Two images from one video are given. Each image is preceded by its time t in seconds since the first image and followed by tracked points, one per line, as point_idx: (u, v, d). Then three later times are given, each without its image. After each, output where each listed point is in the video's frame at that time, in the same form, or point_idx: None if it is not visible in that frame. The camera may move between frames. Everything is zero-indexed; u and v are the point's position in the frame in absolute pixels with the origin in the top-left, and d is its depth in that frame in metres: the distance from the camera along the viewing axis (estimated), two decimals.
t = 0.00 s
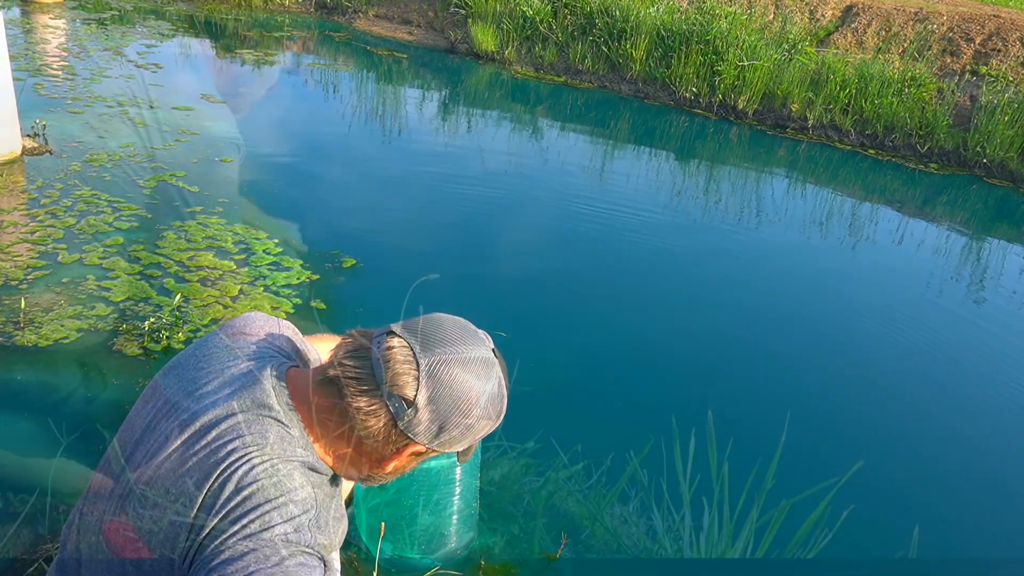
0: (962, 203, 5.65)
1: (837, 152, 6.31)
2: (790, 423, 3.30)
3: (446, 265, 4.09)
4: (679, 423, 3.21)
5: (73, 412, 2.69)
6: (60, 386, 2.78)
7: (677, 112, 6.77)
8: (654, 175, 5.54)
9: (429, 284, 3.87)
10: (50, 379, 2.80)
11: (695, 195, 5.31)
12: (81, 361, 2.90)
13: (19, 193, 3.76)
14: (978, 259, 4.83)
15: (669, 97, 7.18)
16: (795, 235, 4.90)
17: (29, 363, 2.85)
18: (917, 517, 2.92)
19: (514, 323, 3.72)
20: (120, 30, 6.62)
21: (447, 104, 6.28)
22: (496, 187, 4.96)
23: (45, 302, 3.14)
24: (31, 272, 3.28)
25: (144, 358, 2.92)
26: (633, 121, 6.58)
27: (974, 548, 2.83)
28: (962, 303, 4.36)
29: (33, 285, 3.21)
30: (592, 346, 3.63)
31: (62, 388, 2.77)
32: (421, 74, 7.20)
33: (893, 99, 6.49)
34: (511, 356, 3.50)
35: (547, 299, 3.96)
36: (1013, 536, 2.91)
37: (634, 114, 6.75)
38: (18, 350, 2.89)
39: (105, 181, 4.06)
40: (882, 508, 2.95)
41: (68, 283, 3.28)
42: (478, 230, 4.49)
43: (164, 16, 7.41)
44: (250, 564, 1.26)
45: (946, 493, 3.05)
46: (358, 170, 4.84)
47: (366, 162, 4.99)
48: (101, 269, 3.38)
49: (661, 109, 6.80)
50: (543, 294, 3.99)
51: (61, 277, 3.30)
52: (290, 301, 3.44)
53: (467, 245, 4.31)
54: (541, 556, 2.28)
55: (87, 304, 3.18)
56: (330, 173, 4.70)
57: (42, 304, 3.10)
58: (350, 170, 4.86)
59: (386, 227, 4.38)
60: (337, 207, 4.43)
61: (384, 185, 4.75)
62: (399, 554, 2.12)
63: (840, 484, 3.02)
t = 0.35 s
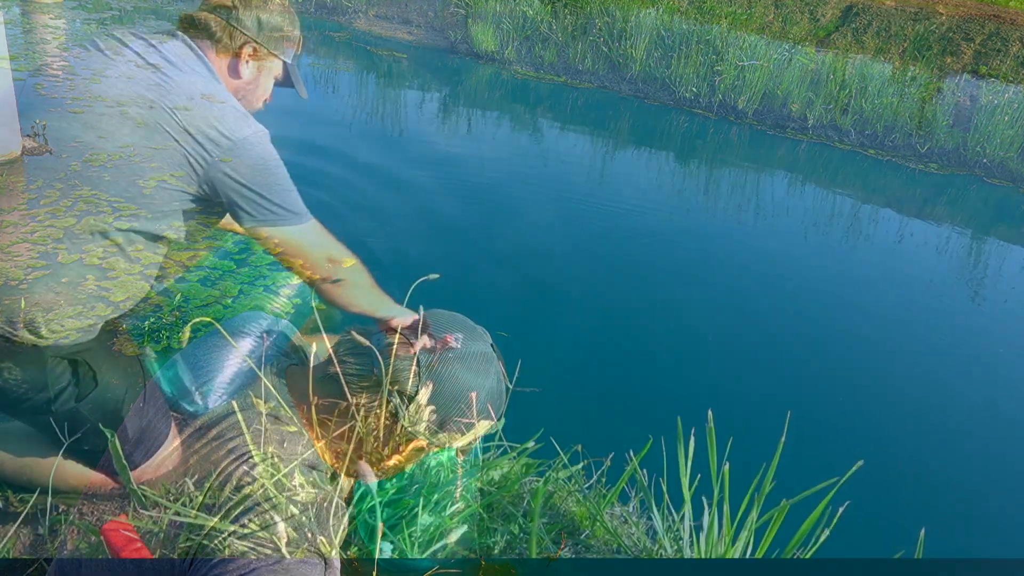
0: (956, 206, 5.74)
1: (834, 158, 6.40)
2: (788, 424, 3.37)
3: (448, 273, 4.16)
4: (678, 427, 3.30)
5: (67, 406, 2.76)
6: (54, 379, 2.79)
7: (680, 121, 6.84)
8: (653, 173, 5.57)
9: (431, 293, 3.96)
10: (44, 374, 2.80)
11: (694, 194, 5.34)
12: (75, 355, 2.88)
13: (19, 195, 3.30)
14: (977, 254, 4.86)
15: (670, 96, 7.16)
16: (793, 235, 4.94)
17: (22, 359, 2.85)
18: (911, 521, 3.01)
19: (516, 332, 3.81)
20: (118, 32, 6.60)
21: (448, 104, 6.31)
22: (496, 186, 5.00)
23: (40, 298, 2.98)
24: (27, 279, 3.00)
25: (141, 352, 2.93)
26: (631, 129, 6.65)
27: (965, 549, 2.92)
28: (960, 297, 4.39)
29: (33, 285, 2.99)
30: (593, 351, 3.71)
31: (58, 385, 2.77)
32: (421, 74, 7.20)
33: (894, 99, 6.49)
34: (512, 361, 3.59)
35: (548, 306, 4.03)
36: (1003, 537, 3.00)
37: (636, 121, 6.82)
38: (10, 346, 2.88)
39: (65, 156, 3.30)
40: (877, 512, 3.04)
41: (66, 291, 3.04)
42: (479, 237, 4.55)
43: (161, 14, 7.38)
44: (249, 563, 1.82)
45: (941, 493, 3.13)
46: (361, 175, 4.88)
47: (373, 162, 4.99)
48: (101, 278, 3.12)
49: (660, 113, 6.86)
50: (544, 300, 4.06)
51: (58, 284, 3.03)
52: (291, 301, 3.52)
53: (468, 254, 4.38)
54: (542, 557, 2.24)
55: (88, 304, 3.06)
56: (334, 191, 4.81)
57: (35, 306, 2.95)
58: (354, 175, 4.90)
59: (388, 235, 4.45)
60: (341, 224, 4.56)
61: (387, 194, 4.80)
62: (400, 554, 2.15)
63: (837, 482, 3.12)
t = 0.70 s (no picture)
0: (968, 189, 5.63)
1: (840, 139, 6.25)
2: (789, 423, 3.38)
3: (451, 280, 4.22)
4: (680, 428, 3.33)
5: (69, 402, 2.60)
6: (57, 371, 2.56)
7: (678, 98, 6.68)
8: (654, 169, 5.56)
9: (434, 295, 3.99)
10: (47, 367, 2.54)
11: (695, 191, 5.33)
12: (80, 348, 2.61)
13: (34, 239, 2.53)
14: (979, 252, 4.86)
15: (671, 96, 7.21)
16: (795, 232, 4.93)
17: (26, 352, 2.50)
18: (914, 518, 3.02)
19: (520, 333, 3.83)
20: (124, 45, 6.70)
21: (446, 99, 6.27)
22: (497, 194, 5.05)
23: (26, 286, 2.39)
24: (29, 281, 2.39)
25: (140, 351, 3.06)
26: (633, 104, 6.49)
27: (969, 547, 2.94)
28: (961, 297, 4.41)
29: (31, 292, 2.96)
30: (595, 352, 3.73)
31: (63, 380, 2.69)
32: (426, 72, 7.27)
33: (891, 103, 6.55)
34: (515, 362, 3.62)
35: (551, 307, 4.05)
36: (1008, 533, 3.00)
37: (636, 97, 6.65)
38: (17, 338, 2.49)
39: None
40: (879, 510, 3.05)
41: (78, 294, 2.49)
42: (481, 240, 4.58)
43: (164, 17, 7.43)
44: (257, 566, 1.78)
45: (943, 492, 3.15)
46: (362, 193, 5.01)
47: (374, 182, 5.13)
48: (122, 288, 2.62)
49: (661, 95, 6.72)
50: (547, 301, 4.09)
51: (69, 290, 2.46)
52: (291, 305, 3.47)
53: (470, 258, 4.42)
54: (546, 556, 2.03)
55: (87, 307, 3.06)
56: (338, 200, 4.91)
57: (33, 291, 2.40)
58: (355, 192, 5.03)
59: (391, 244, 4.53)
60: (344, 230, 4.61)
61: (390, 205, 4.90)
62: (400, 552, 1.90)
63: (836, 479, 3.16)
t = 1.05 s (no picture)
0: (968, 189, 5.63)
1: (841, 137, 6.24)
2: (789, 423, 3.39)
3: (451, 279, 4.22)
4: (680, 427, 3.33)
5: (70, 402, 2.59)
6: (57, 372, 2.54)
7: (678, 98, 6.68)
8: (654, 168, 5.56)
9: (433, 295, 4.00)
10: (47, 367, 2.51)
11: (695, 189, 5.33)
12: (80, 348, 2.58)
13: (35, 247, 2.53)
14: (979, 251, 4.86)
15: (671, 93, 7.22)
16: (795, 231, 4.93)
17: (26, 351, 2.47)
18: (913, 517, 3.02)
19: (519, 332, 3.84)
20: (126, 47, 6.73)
21: (446, 96, 6.26)
22: (496, 194, 5.06)
23: (23, 284, 2.37)
24: (24, 280, 2.37)
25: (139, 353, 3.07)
26: (632, 104, 6.50)
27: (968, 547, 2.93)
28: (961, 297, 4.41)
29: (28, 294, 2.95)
30: (595, 352, 3.74)
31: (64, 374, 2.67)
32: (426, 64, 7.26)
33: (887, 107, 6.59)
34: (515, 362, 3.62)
35: (550, 306, 4.05)
36: (1008, 532, 3.00)
37: (636, 96, 6.65)
38: (17, 338, 2.45)
39: None
40: (879, 509, 3.05)
41: (73, 290, 2.46)
42: (481, 240, 4.59)
43: (168, 15, 7.46)
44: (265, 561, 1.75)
45: (942, 491, 3.15)
46: (362, 192, 5.01)
47: (374, 181, 5.13)
48: (118, 284, 2.59)
49: (662, 95, 6.72)
50: (546, 300, 4.09)
51: (64, 287, 2.43)
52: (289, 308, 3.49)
53: (470, 257, 4.42)
54: (544, 555, 2.04)
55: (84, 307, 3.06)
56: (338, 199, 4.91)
57: (29, 288, 2.38)
58: (355, 191, 5.04)
59: (392, 243, 4.54)
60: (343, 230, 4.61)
61: (390, 203, 4.91)
62: (400, 549, 1.92)
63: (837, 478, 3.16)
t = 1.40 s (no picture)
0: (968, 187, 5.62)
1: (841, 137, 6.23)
2: (789, 423, 3.39)
3: (451, 279, 4.22)
4: (680, 428, 3.34)
5: (67, 408, 2.60)
6: (52, 379, 2.54)
7: (679, 98, 6.67)
8: (655, 168, 5.55)
9: (433, 296, 4.01)
10: (42, 375, 2.51)
11: (696, 189, 5.32)
12: (75, 356, 2.58)
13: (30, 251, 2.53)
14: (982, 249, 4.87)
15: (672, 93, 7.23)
16: (794, 232, 4.93)
17: (20, 359, 2.47)
18: (913, 516, 3.03)
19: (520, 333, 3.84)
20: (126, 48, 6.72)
21: (447, 96, 6.26)
22: (497, 195, 5.06)
23: (12, 292, 2.36)
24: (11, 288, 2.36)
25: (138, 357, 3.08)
26: (633, 104, 6.49)
27: (969, 547, 2.94)
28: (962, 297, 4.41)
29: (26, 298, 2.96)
30: (595, 352, 3.74)
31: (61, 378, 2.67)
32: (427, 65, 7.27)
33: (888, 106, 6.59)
34: (515, 362, 3.62)
35: (550, 306, 4.05)
36: (1008, 533, 3.00)
37: (636, 95, 6.65)
38: (12, 345, 2.45)
39: None
40: (878, 508, 3.05)
41: (63, 298, 2.45)
42: (481, 240, 4.58)
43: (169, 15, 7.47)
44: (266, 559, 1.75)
45: (943, 492, 3.15)
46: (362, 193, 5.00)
47: (374, 181, 5.13)
48: (109, 291, 2.57)
49: (661, 95, 6.71)
50: (547, 300, 4.09)
51: (52, 294, 2.42)
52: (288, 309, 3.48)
53: (470, 258, 4.42)
54: (544, 555, 2.04)
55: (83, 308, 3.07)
56: (338, 199, 4.90)
57: (18, 295, 2.37)
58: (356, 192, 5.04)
59: (392, 243, 4.54)
60: (345, 230, 4.61)
61: (391, 203, 4.90)
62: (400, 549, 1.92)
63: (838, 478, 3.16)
